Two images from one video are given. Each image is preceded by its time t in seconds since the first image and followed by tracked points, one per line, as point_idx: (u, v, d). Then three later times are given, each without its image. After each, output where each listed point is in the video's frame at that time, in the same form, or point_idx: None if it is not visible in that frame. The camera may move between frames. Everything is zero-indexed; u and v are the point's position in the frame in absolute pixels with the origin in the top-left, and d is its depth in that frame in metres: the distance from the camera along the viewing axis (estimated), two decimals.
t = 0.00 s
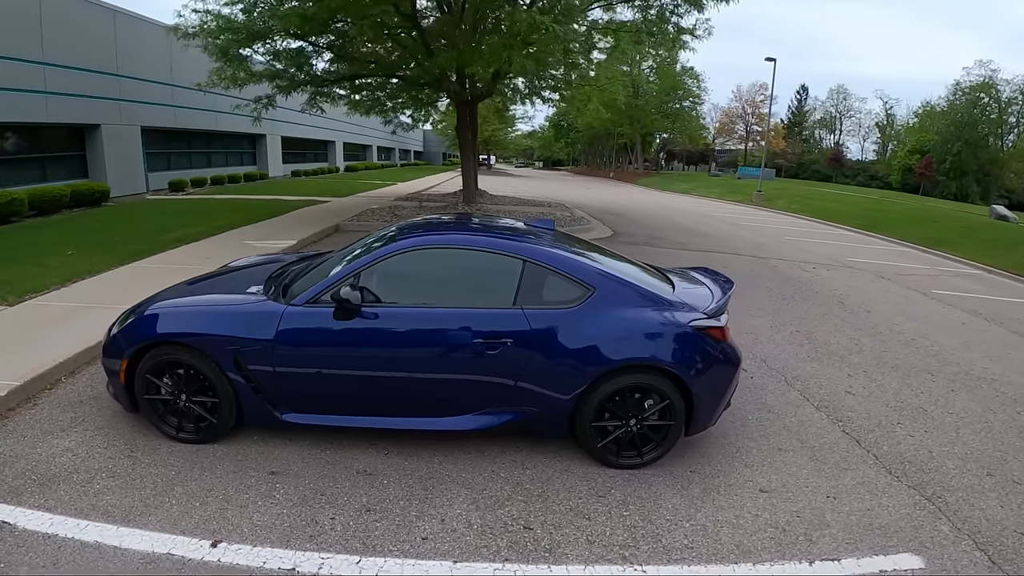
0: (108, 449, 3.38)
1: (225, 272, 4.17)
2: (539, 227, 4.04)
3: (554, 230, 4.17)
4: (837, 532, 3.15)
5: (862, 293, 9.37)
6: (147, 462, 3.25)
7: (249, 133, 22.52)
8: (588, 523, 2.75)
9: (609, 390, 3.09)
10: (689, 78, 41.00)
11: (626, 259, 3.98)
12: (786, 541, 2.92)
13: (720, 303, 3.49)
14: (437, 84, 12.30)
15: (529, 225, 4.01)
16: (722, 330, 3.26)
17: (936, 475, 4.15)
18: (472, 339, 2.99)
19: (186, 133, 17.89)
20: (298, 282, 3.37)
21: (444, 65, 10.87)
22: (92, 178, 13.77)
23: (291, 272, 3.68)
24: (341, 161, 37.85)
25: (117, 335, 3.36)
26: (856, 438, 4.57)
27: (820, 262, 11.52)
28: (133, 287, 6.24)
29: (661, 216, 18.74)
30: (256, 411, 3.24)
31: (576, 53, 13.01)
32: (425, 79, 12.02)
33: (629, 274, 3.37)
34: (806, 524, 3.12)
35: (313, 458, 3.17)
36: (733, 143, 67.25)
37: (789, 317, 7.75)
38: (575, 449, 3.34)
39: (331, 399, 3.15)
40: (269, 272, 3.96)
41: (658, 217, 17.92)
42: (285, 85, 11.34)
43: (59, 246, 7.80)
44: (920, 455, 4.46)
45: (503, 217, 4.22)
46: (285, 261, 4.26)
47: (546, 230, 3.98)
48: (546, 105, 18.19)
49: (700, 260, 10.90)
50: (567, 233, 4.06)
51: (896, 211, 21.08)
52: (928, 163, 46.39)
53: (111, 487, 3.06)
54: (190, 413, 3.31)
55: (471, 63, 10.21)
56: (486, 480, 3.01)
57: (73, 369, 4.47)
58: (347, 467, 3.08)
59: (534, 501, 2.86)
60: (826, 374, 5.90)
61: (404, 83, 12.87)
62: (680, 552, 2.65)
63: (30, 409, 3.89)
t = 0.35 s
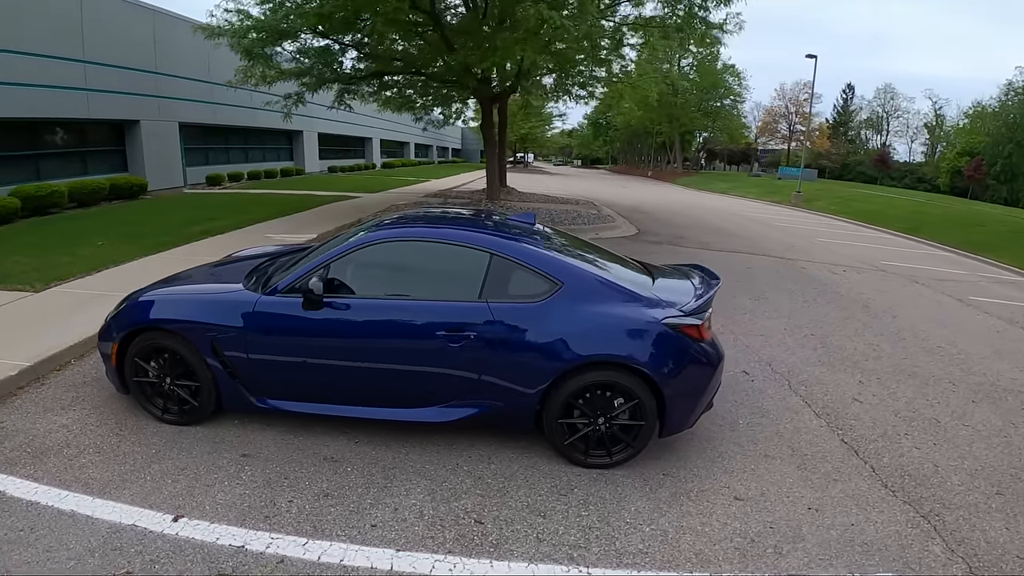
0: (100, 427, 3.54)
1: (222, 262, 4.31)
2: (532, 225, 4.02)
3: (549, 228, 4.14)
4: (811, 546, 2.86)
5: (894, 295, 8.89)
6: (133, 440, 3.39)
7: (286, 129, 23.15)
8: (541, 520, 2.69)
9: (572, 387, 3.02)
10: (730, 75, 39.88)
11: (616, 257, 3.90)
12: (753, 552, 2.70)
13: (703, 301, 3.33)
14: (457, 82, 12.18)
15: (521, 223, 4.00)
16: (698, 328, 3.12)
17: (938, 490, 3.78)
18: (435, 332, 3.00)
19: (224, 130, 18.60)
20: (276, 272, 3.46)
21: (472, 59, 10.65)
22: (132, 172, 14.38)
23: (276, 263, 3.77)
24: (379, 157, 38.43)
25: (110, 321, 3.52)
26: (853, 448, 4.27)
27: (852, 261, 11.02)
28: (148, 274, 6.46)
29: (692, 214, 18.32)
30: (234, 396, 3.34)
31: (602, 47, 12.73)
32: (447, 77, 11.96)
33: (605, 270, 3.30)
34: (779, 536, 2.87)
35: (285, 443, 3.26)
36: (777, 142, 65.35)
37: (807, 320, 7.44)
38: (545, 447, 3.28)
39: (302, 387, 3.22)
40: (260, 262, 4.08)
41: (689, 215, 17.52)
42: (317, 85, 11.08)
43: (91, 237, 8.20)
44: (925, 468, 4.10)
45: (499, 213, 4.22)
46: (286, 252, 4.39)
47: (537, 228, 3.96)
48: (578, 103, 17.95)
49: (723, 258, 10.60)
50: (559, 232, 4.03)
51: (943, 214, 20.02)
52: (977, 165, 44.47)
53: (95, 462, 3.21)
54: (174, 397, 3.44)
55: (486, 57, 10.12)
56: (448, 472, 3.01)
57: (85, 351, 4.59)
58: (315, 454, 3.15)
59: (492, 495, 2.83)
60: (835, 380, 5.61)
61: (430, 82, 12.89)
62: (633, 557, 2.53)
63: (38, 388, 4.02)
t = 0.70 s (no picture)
0: (94, 408, 3.62)
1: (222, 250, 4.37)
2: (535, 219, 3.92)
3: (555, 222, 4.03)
4: (796, 566, 2.55)
5: (933, 300, 8.19)
6: (123, 421, 3.47)
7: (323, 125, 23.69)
8: (504, 521, 2.56)
9: (548, 383, 2.88)
10: (773, 71, 38.17)
11: (616, 253, 3.74)
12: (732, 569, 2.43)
13: (695, 295, 3.11)
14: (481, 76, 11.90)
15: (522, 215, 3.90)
16: (685, 325, 2.91)
17: (954, 510, 3.34)
18: (405, 322, 2.93)
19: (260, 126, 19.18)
20: (261, 260, 3.48)
21: (496, 51, 10.35)
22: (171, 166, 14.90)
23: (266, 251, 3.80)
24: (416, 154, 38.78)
25: (106, 305, 3.61)
26: (863, 461, 3.85)
27: (891, 262, 10.33)
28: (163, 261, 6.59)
29: (728, 210, 17.75)
30: (218, 382, 3.38)
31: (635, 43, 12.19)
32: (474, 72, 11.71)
33: (589, 264, 3.15)
34: (762, 552, 2.58)
35: (264, 430, 3.28)
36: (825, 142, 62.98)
37: (831, 322, 6.89)
38: (522, 448, 3.13)
39: (279, 374, 3.22)
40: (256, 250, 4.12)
41: (724, 210, 16.96)
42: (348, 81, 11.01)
43: (122, 227, 8.50)
44: (943, 487, 3.62)
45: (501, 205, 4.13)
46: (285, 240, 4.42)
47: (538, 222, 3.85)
48: (615, 99, 17.47)
49: (749, 255, 10.05)
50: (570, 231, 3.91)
51: (1002, 215, 18.77)
52: None
53: (84, 441, 3.29)
54: (162, 380, 3.50)
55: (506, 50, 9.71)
56: (418, 465, 2.96)
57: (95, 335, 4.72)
58: (291, 442, 3.16)
59: (458, 492, 2.75)
60: (853, 387, 5.15)
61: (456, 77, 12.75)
62: (595, 564, 2.34)
63: (46, 369, 4.15)
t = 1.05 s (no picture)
0: (89, 395, 3.71)
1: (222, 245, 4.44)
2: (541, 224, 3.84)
3: (569, 231, 3.95)
4: None
5: (973, 310, 7.51)
6: (113, 408, 3.57)
7: (359, 121, 24.09)
8: (460, 529, 2.50)
9: (515, 388, 2.78)
10: (817, 68, 36.53)
11: (614, 257, 3.61)
12: None
13: (679, 301, 2.93)
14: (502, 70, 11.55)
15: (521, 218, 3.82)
16: (661, 330, 2.75)
17: (959, 544, 2.97)
18: (373, 323, 2.91)
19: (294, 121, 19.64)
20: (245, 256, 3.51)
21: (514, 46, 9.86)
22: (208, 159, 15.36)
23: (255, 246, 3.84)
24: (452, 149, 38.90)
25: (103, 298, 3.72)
26: (866, 486, 3.46)
27: (930, 269, 9.67)
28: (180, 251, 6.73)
29: (764, 209, 17.13)
30: (202, 376, 3.44)
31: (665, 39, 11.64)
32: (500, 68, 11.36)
33: (568, 266, 3.03)
34: None
35: (243, 425, 3.33)
36: (875, 141, 60.43)
37: (854, 330, 6.33)
38: (492, 456, 3.04)
39: (258, 370, 3.27)
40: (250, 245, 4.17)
41: (759, 209, 16.37)
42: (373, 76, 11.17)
43: (151, 220, 8.77)
44: (953, 519, 3.19)
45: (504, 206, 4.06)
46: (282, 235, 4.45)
47: (540, 226, 3.78)
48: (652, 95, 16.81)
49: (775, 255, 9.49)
50: (593, 245, 3.80)
51: None
52: None
53: (73, 425, 3.39)
54: (151, 373, 3.58)
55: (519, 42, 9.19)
56: (385, 466, 2.94)
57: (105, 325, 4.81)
58: (266, 438, 3.20)
59: (420, 496, 2.71)
60: (868, 402, 4.68)
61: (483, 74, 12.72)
62: None
63: (53, 357, 4.25)
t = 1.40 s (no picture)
0: (97, 362, 3.89)
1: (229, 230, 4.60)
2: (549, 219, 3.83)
3: (592, 234, 3.94)
4: None
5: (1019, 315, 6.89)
6: (117, 375, 3.74)
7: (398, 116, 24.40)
8: (414, 511, 2.51)
9: (481, 373, 2.77)
10: (869, 65, 34.75)
11: (602, 249, 3.56)
12: None
13: (654, 291, 2.84)
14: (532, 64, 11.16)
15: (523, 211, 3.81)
16: (630, 319, 2.66)
17: (954, 548, 2.74)
18: (347, 305, 2.97)
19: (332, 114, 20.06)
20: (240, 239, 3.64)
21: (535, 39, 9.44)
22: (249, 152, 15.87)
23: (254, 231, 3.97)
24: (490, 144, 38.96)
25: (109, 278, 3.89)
26: (859, 493, 3.14)
27: (976, 274, 9.10)
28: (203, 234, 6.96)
29: (804, 208, 16.49)
30: (195, 354, 3.56)
31: (705, 35, 10.95)
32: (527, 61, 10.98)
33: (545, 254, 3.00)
34: None
35: (231, 401, 3.44)
36: (934, 142, 57.49)
37: (880, 330, 5.80)
38: (463, 442, 3.02)
39: (245, 349, 3.37)
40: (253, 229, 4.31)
41: (799, 208, 15.76)
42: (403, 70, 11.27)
43: (185, 208, 9.13)
44: (953, 535, 2.84)
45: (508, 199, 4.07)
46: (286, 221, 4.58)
47: (544, 220, 3.77)
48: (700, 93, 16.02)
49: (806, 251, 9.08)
50: (594, 241, 3.74)
51: None
52: None
53: (77, 389, 3.57)
54: (149, 350, 3.71)
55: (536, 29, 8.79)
56: (356, 446, 3.00)
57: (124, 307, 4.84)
58: (249, 414, 3.30)
59: (383, 477, 2.75)
60: (880, 408, 4.23)
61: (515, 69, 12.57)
62: (488, 569, 2.19)
63: (71, 335, 4.28)
